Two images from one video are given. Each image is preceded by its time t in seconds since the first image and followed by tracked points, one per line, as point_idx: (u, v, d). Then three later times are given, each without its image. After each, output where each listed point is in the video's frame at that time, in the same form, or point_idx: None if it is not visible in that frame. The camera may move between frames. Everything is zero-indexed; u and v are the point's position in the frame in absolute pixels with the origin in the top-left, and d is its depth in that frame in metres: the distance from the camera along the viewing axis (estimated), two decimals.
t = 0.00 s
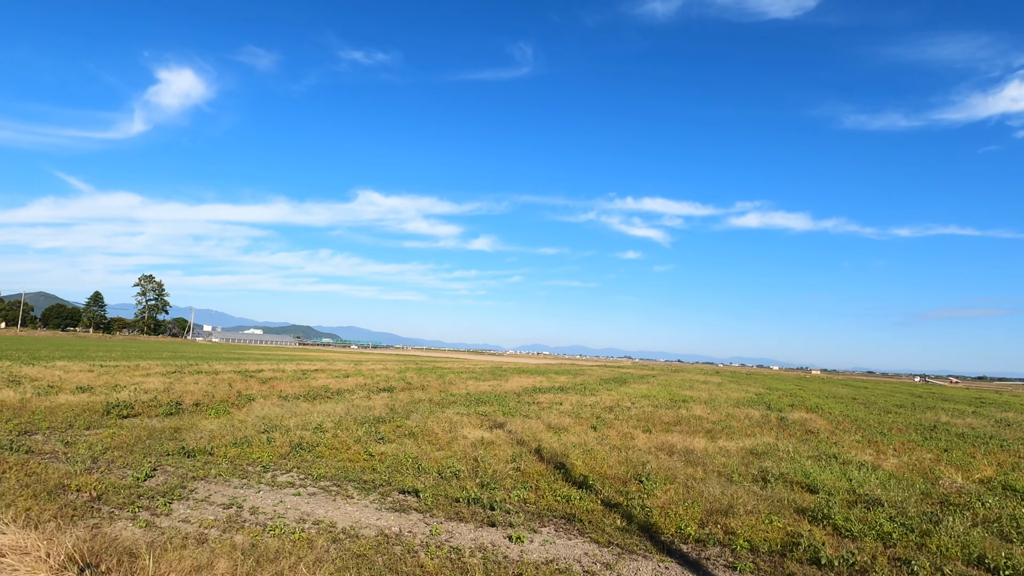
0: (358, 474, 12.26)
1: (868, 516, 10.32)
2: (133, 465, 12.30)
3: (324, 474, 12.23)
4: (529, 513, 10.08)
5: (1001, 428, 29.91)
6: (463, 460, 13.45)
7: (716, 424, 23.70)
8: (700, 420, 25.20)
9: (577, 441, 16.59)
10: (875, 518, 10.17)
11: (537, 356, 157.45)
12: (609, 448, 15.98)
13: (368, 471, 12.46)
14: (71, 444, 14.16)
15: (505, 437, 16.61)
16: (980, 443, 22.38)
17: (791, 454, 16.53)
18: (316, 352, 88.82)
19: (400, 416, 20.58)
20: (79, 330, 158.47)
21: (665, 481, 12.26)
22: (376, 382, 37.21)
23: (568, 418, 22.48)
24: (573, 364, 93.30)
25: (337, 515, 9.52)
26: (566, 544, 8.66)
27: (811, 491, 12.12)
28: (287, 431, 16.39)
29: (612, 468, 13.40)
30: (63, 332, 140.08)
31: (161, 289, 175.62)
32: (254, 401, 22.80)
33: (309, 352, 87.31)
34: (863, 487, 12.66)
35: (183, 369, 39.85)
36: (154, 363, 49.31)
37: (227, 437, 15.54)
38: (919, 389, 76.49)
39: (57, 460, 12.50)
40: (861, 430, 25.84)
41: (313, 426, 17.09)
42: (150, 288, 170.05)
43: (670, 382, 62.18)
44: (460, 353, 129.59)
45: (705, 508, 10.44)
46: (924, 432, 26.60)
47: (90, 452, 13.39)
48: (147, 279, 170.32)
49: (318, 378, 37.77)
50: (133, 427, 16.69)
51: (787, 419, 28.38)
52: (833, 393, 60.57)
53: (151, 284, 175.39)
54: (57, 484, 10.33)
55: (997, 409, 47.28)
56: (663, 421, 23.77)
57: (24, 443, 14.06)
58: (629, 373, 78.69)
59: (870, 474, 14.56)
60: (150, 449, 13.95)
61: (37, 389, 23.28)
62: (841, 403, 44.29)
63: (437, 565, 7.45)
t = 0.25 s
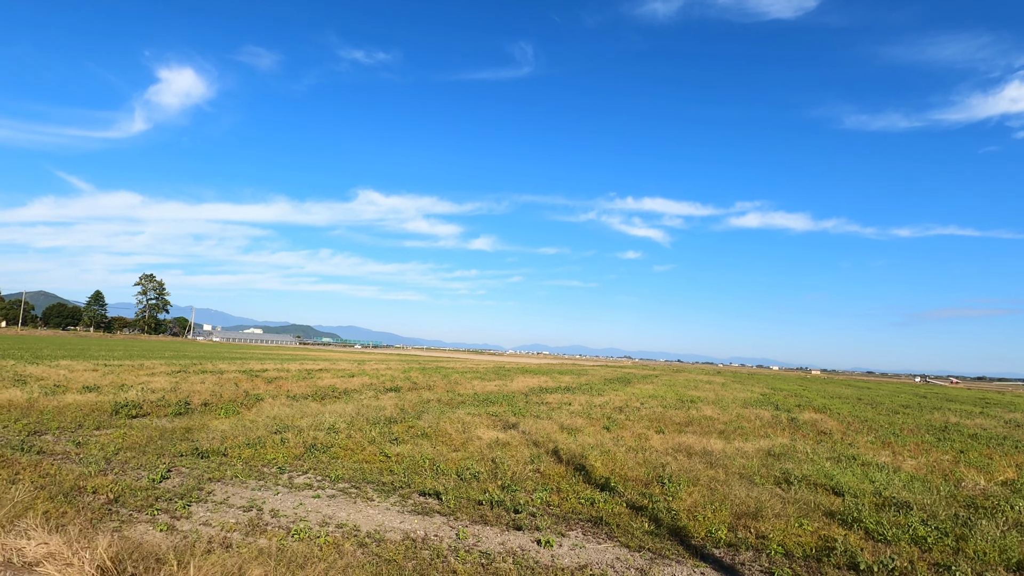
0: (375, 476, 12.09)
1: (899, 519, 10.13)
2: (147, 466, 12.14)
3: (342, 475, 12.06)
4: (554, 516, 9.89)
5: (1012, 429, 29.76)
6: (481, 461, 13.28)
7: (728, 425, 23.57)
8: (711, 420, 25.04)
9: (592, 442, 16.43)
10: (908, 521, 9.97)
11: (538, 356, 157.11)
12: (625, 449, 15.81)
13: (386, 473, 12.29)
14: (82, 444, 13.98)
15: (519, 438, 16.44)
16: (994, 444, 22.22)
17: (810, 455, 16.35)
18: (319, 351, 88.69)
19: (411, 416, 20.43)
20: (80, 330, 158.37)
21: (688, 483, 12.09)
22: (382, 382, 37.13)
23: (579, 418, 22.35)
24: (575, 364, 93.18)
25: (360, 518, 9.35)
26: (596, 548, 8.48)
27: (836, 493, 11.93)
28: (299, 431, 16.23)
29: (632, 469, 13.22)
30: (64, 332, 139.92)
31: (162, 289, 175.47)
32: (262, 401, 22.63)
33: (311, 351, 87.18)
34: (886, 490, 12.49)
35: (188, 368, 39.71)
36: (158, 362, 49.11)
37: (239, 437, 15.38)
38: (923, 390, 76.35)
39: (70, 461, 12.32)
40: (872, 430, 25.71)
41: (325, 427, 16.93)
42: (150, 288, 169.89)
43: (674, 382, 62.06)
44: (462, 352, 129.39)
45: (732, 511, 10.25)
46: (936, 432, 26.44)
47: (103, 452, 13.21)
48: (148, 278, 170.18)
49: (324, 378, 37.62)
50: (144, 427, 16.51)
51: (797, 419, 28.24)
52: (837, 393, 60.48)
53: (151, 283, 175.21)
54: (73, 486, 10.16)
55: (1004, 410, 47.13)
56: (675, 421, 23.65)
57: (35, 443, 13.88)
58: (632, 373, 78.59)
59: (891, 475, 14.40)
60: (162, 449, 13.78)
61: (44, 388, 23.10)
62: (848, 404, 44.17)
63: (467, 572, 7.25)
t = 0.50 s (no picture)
0: (393, 480, 11.90)
1: (929, 525, 9.97)
2: (161, 471, 11.94)
3: (360, 480, 11.88)
4: (580, 522, 9.71)
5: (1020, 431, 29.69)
6: (498, 465, 13.11)
7: (739, 427, 23.44)
8: (721, 422, 24.91)
9: (607, 445, 16.26)
10: (940, 528, 9.80)
11: (538, 356, 156.97)
12: (642, 452, 15.66)
13: (403, 477, 12.11)
14: (93, 448, 13.79)
15: (533, 441, 16.28)
16: (1007, 447, 22.11)
17: (828, 458, 16.18)
18: (319, 351, 88.43)
19: (422, 418, 20.26)
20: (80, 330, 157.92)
21: (711, 487, 11.91)
22: (387, 383, 36.98)
23: (590, 420, 22.19)
24: (577, 364, 93.00)
25: (384, 525, 9.16)
26: (627, 556, 8.31)
27: (861, 498, 11.77)
28: (311, 434, 16.04)
29: (652, 473, 13.06)
30: (63, 332, 139.46)
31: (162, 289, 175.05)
32: (271, 403, 22.43)
33: (312, 352, 86.93)
34: (911, 494, 12.33)
35: (191, 369, 39.47)
36: (159, 362, 48.79)
37: (251, 440, 15.19)
38: (925, 391, 76.34)
39: (83, 465, 12.14)
40: (882, 432, 25.61)
41: (337, 429, 16.75)
42: (150, 288, 169.45)
43: (677, 382, 61.97)
44: (462, 352, 129.12)
45: (760, 517, 10.08)
46: (946, 434, 26.35)
47: (115, 456, 13.01)
48: (147, 278, 169.74)
49: (329, 379, 37.43)
50: (154, 430, 16.32)
51: (806, 421, 28.13)
52: (841, 394, 60.42)
53: (151, 283, 174.74)
54: (89, 491, 9.95)
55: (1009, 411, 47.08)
56: (685, 423, 23.50)
57: (45, 447, 13.69)
58: (634, 373, 78.47)
59: (911, 478, 14.26)
60: (175, 453, 13.60)
61: (50, 390, 22.91)
62: (853, 405, 44.10)
63: None
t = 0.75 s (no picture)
0: (416, 481, 11.73)
1: (966, 527, 9.79)
2: (180, 472, 11.77)
3: (382, 481, 11.71)
4: (611, 525, 9.54)
5: None
6: (520, 466, 12.93)
7: (753, 427, 23.29)
8: (734, 422, 24.76)
9: (626, 446, 16.09)
10: (977, 531, 9.62)
11: (540, 355, 156.86)
12: (662, 453, 15.49)
13: (426, 479, 11.93)
14: (109, 448, 13.62)
15: (551, 441, 16.10)
16: None
17: (850, 459, 16.01)
18: (322, 350, 88.24)
19: (435, 418, 20.09)
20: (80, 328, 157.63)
21: (738, 488, 11.75)
22: (394, 382, 36.82)
23: (604, 420, 22.03)
24: (580, 363, 92.84)
25: (414, 528, 8.99)
26: (664, 561, 8.13)
27: (891, 499, 11.61)
28: (327, 434, 15.87)
29: (676, 474, 12.90)
30: (63, 330, 139.22)
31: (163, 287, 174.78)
32: (282, 402, 22.24)
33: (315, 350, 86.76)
34: (939, 495, 12.16)
35: (196, 368, 39.29)
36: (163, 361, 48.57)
37: (267, 440, 15.02)
38: (930, 390, 76.23)
39: (101, 466, 11.97)
40: (896, 432, 25.45)
41: (352, 429, 16.58)
42: (150, 286, 169.15)
43: (682, 382, 61.85)
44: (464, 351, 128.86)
45: (793, 519, 9.90)
46: (960, 434, 26.19)
47: (132, 457, 12.84)
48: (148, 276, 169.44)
49: (335, 378, 37.27)
50: (168, 430, 16.15)
51: (819, 421, 27.97)
52: (846, 393, 60.28)
53: (152, 282, 174.44)
54: (110, 494, 9.78)
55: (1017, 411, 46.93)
56: (699, 423, 23.34)
57: (61, 447, 13.52)
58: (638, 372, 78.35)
59: (936, 479, 14.08)
60: (192, 454, 13.43)
61: (59, 389, 22.74)
62: (861, 404, 43.93)
63: None
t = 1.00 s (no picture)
0: (434, 487, 11.56)
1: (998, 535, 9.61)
2: (195, 477, 11.61)
3: (400, 486, 11.54)
4: (637, 532, 9.37)
5: None
6: (538, 470, 12.76)
7: (765, 429, 23.10)
8: (745, 424, 24.58)
9: (642, 449, 15.92)
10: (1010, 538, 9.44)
11: (542, 355, 156.68)
12: (679, 456, 15.31)
13: (444, 484, 11.76)
14: (121, 452, 13.46)
15: (566, 444, 15.92)
16: None
17: (868, 462, 15.83)
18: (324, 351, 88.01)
19: (447, 420, 19.93)
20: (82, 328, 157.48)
21: (761, 494, 11.57)
22: (400, 383, 36.64)
23: (615, 422, 21.85)
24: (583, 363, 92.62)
25: (438, 536, 8.83)
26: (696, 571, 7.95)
27: (916, 505, 11.42)
28: (340, 437, 15.69)
29: (696, 479, 12.72)
30: (65, 331, 139.09)
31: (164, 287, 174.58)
32: (290, 404, 22.06)
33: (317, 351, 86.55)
34: (965, 501, 11.98)
35: (201, 369, 39.13)
36: (166, 362, 48.37)
37: (280, 444, 14.84)
38: (934, 390, 75.98)
39: (114, 470, 11.81)
40: (908, 434, 25.26)
41: (365, 432, 16.40)
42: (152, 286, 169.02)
43: (687, 382, 61.64)
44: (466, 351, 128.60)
45: (822, 527, 9.73)
46: (973, 436, 25.98)
47: (145, 461, 12.68)
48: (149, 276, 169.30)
49: (341, 379, 37.08)
50: (179, 433, 15.98)
51: (829, 422, 27.78)
52: (852, 394, 60.03)
53: (153, 282, 174.27)
54: (127, 500, 9.62)
55: None
56: (711, 426, 23.17)
57: (72, 451, 13.36)
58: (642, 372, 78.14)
59: (958, 483, 13.90)
60: (205, 458, 13.26)
61: (66, 391, 22.57)
62: (869, 405, 43.71)
63: None
